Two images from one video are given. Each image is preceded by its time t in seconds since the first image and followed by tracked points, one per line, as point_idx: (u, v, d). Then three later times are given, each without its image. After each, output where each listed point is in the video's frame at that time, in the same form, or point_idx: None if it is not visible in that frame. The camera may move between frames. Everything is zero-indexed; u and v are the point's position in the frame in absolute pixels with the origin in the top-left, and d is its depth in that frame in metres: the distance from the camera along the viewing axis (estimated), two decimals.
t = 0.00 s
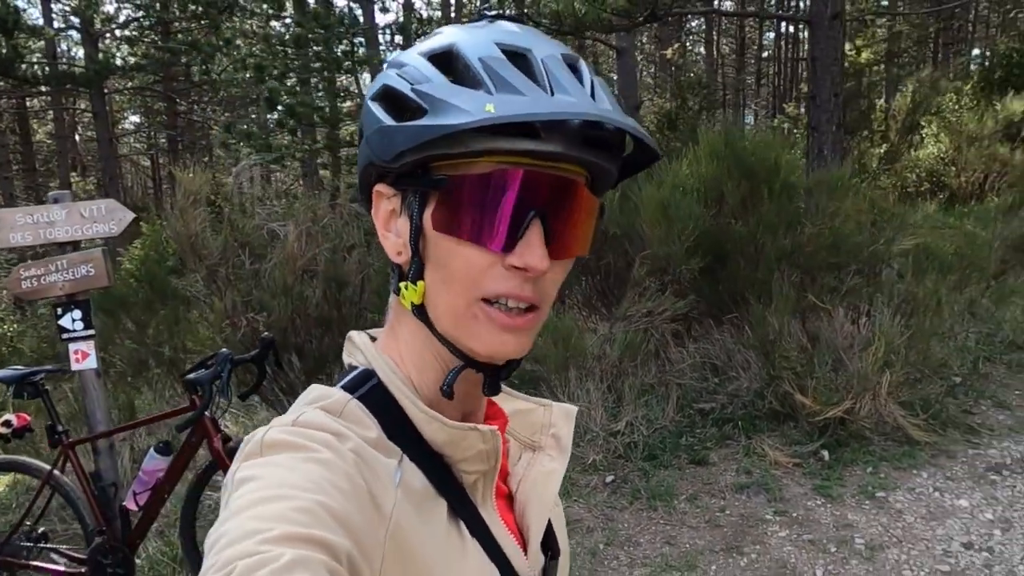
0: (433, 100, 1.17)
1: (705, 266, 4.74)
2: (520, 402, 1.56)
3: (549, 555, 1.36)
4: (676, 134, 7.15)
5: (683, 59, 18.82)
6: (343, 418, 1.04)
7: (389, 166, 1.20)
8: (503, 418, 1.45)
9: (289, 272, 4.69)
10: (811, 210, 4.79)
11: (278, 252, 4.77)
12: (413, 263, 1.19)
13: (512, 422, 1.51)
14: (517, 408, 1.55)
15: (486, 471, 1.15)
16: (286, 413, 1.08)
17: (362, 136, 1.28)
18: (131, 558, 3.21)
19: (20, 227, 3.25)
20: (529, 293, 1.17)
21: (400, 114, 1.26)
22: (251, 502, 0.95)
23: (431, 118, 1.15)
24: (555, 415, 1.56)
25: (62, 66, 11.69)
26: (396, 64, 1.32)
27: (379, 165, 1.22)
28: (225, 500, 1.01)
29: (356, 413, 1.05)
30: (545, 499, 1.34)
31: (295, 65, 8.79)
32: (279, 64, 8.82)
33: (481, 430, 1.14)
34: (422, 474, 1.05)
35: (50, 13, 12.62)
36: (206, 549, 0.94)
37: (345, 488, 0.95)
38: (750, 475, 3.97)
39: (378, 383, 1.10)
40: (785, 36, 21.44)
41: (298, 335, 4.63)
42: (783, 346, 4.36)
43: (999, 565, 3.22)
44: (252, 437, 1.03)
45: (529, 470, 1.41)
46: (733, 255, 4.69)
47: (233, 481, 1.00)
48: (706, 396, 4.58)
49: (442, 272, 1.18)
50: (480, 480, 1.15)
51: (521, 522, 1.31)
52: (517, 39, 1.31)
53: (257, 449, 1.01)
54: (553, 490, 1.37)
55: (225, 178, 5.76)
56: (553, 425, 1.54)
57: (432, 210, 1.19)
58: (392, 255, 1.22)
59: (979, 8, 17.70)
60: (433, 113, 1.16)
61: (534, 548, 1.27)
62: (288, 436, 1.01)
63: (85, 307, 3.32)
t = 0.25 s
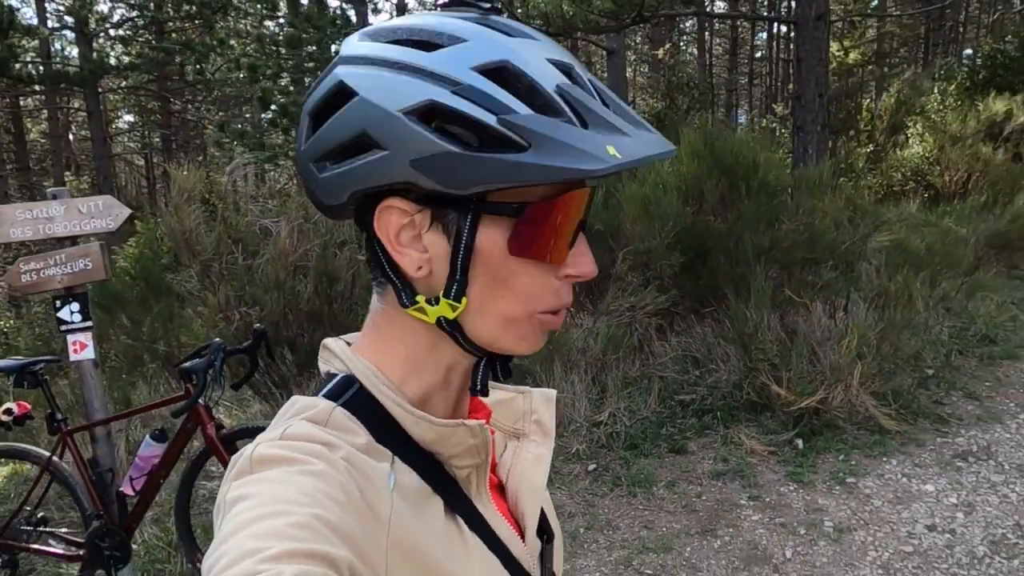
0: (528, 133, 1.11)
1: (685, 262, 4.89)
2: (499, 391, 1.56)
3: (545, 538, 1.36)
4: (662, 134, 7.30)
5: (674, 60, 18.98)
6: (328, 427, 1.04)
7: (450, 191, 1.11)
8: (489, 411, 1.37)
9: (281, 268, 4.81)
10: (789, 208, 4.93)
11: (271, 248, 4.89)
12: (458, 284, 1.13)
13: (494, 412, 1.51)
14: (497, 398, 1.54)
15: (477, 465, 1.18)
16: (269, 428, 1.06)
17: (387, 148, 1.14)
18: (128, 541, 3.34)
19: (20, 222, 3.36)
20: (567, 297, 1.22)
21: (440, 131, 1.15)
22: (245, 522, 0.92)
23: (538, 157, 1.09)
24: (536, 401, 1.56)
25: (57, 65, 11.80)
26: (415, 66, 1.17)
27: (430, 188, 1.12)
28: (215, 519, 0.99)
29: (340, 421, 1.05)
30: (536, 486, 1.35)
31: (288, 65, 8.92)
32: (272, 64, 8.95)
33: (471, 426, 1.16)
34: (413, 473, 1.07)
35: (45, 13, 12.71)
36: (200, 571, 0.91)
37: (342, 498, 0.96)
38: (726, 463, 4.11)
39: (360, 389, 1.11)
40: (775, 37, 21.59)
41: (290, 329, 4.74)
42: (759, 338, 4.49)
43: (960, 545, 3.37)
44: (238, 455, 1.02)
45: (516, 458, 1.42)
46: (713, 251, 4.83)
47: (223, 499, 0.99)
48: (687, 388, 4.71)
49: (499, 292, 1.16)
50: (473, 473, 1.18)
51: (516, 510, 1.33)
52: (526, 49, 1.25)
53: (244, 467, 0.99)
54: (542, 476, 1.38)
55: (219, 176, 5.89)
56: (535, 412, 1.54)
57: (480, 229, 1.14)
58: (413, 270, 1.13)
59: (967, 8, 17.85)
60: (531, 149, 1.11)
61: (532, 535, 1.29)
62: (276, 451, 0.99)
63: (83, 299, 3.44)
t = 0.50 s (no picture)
0: (564, 111, 1.25)
1: (666, 256, 5.00)
2: (458, 366, 1.58)
3: (511, 506, 1.38)
4: (647, 131, 7.40)
5: (664, 58, 19.07)
6: (293, 408, 1.04)
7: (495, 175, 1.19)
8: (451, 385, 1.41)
9: (269, 262, 4.90)
10: (768, 203, 5.03)
11: (260, 242, 4.97)
12: (484, 261, 1.20)
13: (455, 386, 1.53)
14: (454, 373, 1.57)
15: (444, 441, 1.17)
16: (233, 415, 1.06)
17: (440, 143, 1.15)
18: (117, 527, 3.42)
19: (10, 216, 3.44)
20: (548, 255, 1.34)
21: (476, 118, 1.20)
22: (214, 506, 0.92)
23: (579, 131, 1.24)
24: (495, 371, 1.59)
25: (48, 64, 11.84)
26: (444, 55, 1.17)
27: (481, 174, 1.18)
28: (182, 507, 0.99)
29: (304, 401, 1.05)
30: (498, 458, 1.38)
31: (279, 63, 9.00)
32: (263, 63, 9.04)
33: (437, 404, 1.16)
34: (379, 452, 1.07)
35: (37, 12, 12.75)
36: (169, 557, 0.91)
37: (309, 480, 0.96)
38: (704, 451, 4.21)
39: (322, 368, 1.10)
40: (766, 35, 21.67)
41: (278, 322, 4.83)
42: (738, 331, 4.60)
43: (926, 527, 3.48)
44: (204, 441, 1.02)
45: (479, 431, 1.44)
46: (693, 245, 4.93)
47: (189, 486, 0.98)
48: (668, 379, 4.81)
49: (514, 262, 1.25)
50: (440, 448, 1.17)
51: (481, 481, 1.35)
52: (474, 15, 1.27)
53: (211, 453, 0.99)
54: (504, 447, 1.42)
55: (209, 173, 5.97)
56: (495, 384, 1.57)
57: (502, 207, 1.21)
58: (442, 257, 1.15)
59: (956, 6, 17.96)
60: (568, 125, 1.25)
61: (498, 506, 1.30)
62: (243, 436, 1.00)
63: (73, 291, 3.52)
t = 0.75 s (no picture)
0: (456, 63, 1.17)
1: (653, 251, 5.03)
2: (450, 344, 1.54)
3: (503, 484, 1.34)
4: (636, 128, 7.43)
5: (656, 56, 19.09)
6: (286, 385, 1.04)
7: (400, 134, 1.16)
8: (440, 362, 1.47)
9: (256, 257, 4.91)
10: (752, 198, 5.08)
11: (247, 237, 4.99)
12: (415, 229, 1.19)
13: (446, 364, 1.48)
14: (447, 350, 1.53)
15: (434, 418, 1.18)
16: (224, 394, 1.05)
17: (319, 106, 1.17)
18: (103, 519, 3.43)
19: None
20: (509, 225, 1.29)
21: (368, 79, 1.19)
22: (210, 482, 0.91)
23: (471, 82, 1.15)
24: (486, 351, 1.55)
25: (37, 61, 11.79)
26: (334, 21, 1.20)
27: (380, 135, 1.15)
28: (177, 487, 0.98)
29: (298, 378, 1.05)
30: (491, 434, 1.34)
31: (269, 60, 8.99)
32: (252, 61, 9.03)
33: (427, 380, 1.16)
34: (372, 428, 1.07)
35: (26, 9, 12.71)
36: (166, 537, 0.90)
37: (304, 453, 0.95)
38: (688, 443, 4.24)
39: (314, 345, 1.11)
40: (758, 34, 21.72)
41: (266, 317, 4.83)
42: (722, 323, 4.62)
43: (904, 516, 3.52)
44: (197, 420, 1.01)
45: (471, 410, 1.40)
46: (678, 239, 4.96)
47: (185, 465, 0.97)
48: (654, 372, 4.84)
49: (457, 231, 1.22)
50: (431, 426, 1.18)
51: (472, 457, 1.31)
52: None
53: (205, 430, 0.99)
54: (497, 425, 1.37)
55: (198, 170, 5.98)
56: (488, 362, 1.53)
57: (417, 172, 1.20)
58: (368, 225, 1.18)
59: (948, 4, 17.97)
60: (463, 78, 1.16)
61: (490, 483, 1.27)
62: (237, 413, 0.99)
63: (57, 286, 3.53)
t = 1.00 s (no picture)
0: (297, 62, 1.12)
1: (643, 250, 5.03)
2: (467, 356, 1.47)
3: (517, 499, 1.28)
4: (625, 128, 7.44)
5: (647, 55, 19.11)
6: (299, 393, 0.99)
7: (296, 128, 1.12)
8: (454, 374, 1.39)
9: (245, 259, 4.84)
10: (740, 199, 5.10)
11: (235, 238, 4.95)
12: (335, 236, 1.12)
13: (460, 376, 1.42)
14: (462, 363, 1.46)
15: (447, 429, 1.12)
16: (239, 399, 1.02)
17: (251, 132, 1.22)
18: (89, 524, 3.40)
19: None
20: (453, 219, 1.12)
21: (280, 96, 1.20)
22: (220, 487, 0.91)
23: (300, 79, 1.09)
24: (505, 366, 1.48)
25: (24, 61, 11.70)
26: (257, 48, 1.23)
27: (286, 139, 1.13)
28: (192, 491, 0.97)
29: (311, 386, 1.00)
30: (504, 448, 1.28)
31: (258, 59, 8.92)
32: (241, 60, 8.98)
33: (440, 390, 1.10)
34: (385, 438, 1.02)
35: (13, 8, 12.60)
36: (180, 539, 0.91)
37: (316, 460, 0.92)
38: (677, 444, 4.25)
39: (329, 354, 1.06)
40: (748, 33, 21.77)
41: (255, 318, 4.80)
42: (710, 324, 4.62)
43: (891, 516, 3.54)
44: (212, 424, 0.99)
45: (487, 423, 1.34)
46: (668, 240, 4.97)
47: (198, 470, 0.96)
48: (644, 372, 4.85)
49: (368, 232, 1.11)
50: (443, 437, 1.12)
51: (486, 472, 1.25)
52: None
53: (218, 436, 0.96)
54: (511, 440, 1.31)
55: (185, 171, 5.94)
56: (504, 376, 1.46)
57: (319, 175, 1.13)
58: (312, 233, 1.14)
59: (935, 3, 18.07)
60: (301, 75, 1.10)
61: (503, 498, 1.21)
62: (250, 419, 0.96)
63: (42, 288, 3.50)
